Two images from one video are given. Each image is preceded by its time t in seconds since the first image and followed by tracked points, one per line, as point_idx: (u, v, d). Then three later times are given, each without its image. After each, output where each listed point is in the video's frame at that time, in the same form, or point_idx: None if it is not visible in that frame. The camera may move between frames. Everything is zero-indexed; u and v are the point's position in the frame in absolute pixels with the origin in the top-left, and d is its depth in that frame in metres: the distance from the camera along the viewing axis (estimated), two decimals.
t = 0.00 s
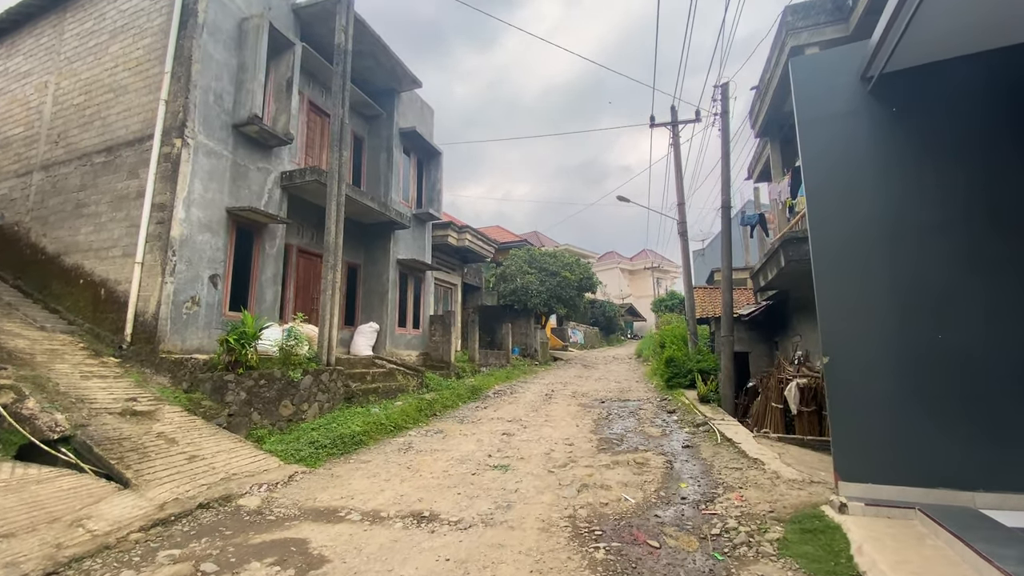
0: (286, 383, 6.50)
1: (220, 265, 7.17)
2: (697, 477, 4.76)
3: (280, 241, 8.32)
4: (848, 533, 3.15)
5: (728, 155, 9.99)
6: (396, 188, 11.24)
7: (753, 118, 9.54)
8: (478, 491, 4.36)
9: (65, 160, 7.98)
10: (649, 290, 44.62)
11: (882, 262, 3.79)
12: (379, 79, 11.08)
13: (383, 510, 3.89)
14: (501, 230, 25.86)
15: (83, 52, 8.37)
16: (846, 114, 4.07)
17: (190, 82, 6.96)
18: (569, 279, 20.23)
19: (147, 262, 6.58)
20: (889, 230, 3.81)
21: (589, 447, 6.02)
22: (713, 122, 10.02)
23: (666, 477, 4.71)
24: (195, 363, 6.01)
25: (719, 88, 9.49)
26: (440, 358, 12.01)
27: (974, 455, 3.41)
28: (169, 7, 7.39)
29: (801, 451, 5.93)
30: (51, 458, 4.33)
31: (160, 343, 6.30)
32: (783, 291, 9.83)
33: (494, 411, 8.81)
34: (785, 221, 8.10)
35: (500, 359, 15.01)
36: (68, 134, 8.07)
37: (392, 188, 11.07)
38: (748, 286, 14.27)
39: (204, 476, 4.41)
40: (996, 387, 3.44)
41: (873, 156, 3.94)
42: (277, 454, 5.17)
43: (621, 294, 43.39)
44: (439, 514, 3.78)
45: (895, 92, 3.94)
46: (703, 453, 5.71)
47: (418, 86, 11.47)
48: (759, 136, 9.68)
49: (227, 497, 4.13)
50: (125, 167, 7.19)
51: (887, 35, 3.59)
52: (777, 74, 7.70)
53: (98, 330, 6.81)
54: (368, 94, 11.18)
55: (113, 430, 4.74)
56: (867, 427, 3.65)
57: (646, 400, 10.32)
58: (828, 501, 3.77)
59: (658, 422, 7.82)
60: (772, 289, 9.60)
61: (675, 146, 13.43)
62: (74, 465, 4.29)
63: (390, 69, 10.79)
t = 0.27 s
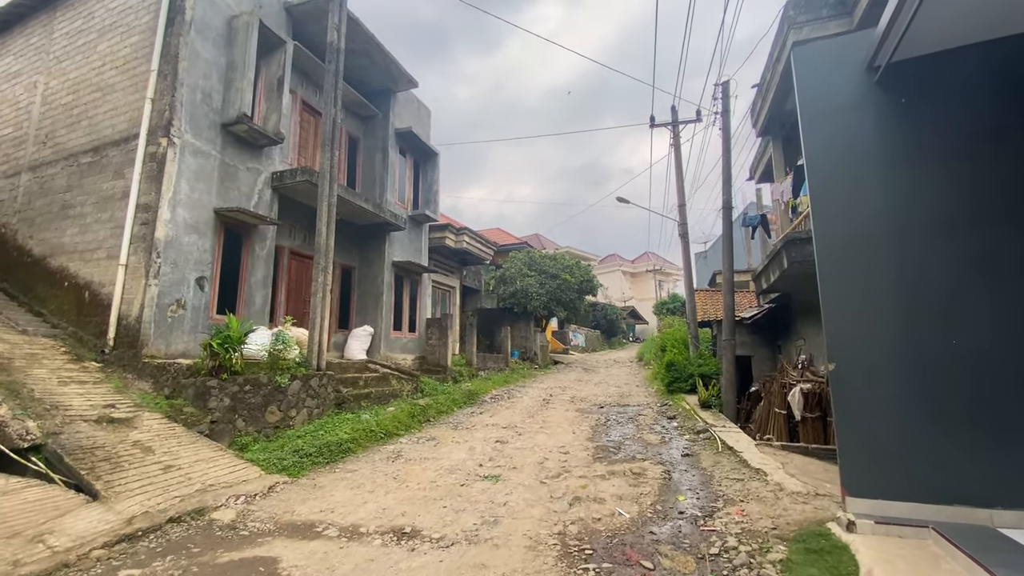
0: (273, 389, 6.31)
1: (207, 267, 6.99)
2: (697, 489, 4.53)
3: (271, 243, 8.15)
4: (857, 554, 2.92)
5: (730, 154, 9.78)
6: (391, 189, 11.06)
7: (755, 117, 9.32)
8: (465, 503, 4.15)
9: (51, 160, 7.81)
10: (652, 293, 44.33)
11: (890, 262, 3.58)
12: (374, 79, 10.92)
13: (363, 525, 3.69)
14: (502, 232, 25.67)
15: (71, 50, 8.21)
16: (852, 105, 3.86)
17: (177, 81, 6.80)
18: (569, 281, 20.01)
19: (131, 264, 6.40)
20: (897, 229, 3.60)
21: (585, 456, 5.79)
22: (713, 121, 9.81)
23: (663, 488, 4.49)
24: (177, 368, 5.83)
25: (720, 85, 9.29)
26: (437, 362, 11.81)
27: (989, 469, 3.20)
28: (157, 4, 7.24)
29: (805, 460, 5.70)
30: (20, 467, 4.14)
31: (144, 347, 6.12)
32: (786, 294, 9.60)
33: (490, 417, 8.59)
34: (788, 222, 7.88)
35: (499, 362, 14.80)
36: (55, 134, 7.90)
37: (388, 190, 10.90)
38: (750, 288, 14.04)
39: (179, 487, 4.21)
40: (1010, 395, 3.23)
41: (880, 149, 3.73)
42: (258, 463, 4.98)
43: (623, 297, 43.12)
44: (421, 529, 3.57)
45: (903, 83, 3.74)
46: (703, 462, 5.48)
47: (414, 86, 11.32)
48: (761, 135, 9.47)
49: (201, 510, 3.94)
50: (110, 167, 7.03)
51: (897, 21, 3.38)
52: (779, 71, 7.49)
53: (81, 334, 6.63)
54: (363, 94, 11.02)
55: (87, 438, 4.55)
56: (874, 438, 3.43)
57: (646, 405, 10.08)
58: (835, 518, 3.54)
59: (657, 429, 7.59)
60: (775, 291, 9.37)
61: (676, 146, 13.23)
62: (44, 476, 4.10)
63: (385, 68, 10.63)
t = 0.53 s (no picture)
0: (264, 391, 6.15)
1: (198, 267, 6.84)
2: (701, 496, 4.32)
3: (265, 242, 7.99)
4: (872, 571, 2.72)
5: (734, 151, 9.56)
6: (390, 188, 10.91)
7: (760, 112, 9.10)
8: (457, 511, 3.96)
9: (43, 158, 7.67)
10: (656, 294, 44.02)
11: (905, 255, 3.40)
12: (373, 77, 10.78)
13: (349, 535, 3.51)
14: (504, 232, 25.49)
15: (63, 47, 8.07)
16: (865, 90, 3.69)
17: (168, 76, 6.67)
18: (571, 282, 19.81)
19: (121, 263, 6.26)
20: (910, 220, 3.43)
21: (585, 460, 5.59)
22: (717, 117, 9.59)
23: (665, 495, 4.28)
24: (166, 369, 5.67)
25: (724, 80, 9.07)
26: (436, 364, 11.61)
27: (1014, 476, 3.00)
28: None
29: (813, 465, 5.47)
30: None
31: (132, 348, 5.96)
32: (792, 294, 9.37)
33: (488, 420, 8.41)
34: (794, 219, 7.66)
35: (500, 364, 14.61)
36: (47, 132, 7.77)
37: (386, 188, 10.74)
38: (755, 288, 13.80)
39: (159, 493, 4.05)
40: None
41: (893, 135, 3.56)
42: (244, 468, 4.82)
43: (627, 298, 42.84)
44: (408, 540, 3.38)
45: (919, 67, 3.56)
46: (707, 468, 5.26)
47: (412, 83, 11.17)
48: (765, 131, 9.26)
49: (180, 518, 3.77)
50: (102, 164, 6.89)
51: None
52: (784, 64, 7.29)
53: (71, 334, 6.49)
54: (361, 92, 10.88)
55: (68, 441, 4.39)
56: (890, 443, 3.22)
57: (649, 408, 9.87)
58: (848, 529, 3.33)
59: (660, 432, 7.37)
60: (781, 291, 9.15)
61: (679, 144, 13.02)
62: (20, 481, 3.94)
63: (383, 66, 10.49)
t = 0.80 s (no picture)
0: (258, 393, 5.99)
1: (192, 266, 6.68)
2: (710, 505, 4.09)
3: (261, 241, 7.83)
4: None
5: (742, 147, 9.31)
6: (390, 186, 10.74)
7: (769, 106, 8.85)
8: (452, 521, 3.75)
9: (38, 156, 7.54)
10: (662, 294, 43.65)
11: (927, 250, 3.26)
12: (373, 73, 10.63)
13: (336, 547, 3.31)
14: (508, 232, 25.29)
15: (58, 44, 7.95)
16: (888, 70, 3.51)
17: (161, 72, 6.53)
18: (576, 281, 19.58)
19: (113, 262, 6.11)
20: (931, 208, 3.30)
21: (588, 466, 5.37)
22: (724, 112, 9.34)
23: (672, 505, 4.06)
24: (156, 371, 5.51)
25: (731, 74, 8.82)
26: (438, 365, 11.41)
27: None
28: None
29: (828, 472, 5.22)
30: None
31: (123, 349, 5.81)
32: (802, 293, 9.09)
33: (490, 423, 8.20)
34: (805, 215, 7.40)
35: (503, 365, 14.40)
36: (42, 130, 7.65)
37: (386, 187, 10.58)
38: (763, 288, 13.51)
39: (141, 501, 3.88)
40: None
41: (915, 120, 3.42)
42: (233, 473, 4.65)
43: (633, 298, 42.49)
44: (398, 554, 3.18)
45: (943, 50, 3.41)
46: (716, 475, 5.03)
47: (413, 80, 11.00)
48: (774, 126, 9.01)
49: (161, 527, 3.60)
50: (95, 162, 6.76)
51: None
52: (794, 55, 7.04)
53: (63, 335, 6.35)
54: (362, 90, 10.73)
55: (50, 446, 4.22)
56: (915, 447, 3.08)
57: (655, 410, 9.62)
58: (869, 545, 3.10)
59: (667, 436, 7.13)
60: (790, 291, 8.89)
61: (686, 141, 12.77)
62: None
63: (383, 62, 10.33)
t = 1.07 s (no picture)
0: (252, 394, 5.85)
1: (186, 265, 6.56)
2: (719, 514, 3.87)
3: (259, 239, 7.70)
4: None
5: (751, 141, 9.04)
6: (391, 184, 10.59)
7: (779, 99, 8.58)
8: (445, 530, 3.57)
9: (34, 155, 7.46)
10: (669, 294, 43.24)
11: (955, 245, 3.02)
12: (374, 70, 10.48)
13: (321, 558, 3.14)
14: (513, 231, 25.10)
15: (54, 41, 7.86)
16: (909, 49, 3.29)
17: (155, 67, 6.42)
18: (582, 280, 19.34)
19: (106, 261, 6.00)
20: (958, 195, 3.06)
21: (591, 470, 5.17)
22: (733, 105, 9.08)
23: (678, 513, 3.84)
24: (147, 372, 5.38)
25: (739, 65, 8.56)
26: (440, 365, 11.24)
27: None
28: None
29: (843, 479, 4.97)
30: None
31: (115, 349, 5.70)
32: (813, 291, 8.81)
33: (492, 424, 8.01)
34: (817, 210, 7.14)
35: (507, 365, 14.21)
36: (38, 128, 7.57)
37: (387, 185, 10.42)
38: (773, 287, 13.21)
39: (122, 507, 3.73)
40: None
41: (938, 101, 3.19)
42: (223, 477, 4.50)
43: (640, 298, 42.12)
44: (385, 566, 3.01)
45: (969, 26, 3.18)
46: (725, 480, 4.79)
47: (415, 76, 10.83)
48: (784, 119, 8.74)
49: (140, 535, 3.45)
50: (89, 159, 6.66)
51: None
52: (805, 43, 6.78)
53: (56, 334, 6.24)
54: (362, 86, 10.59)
55: (33, 448, 4.09)
56: (943, 460, 2.84)
57: (662, 412, 9.39)
58: (891, 560, 2.88)
59: (673, 439, 6.90)
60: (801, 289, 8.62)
61: (693, 136, 12.50)
62: None
63: (384, 58, 10.18)
